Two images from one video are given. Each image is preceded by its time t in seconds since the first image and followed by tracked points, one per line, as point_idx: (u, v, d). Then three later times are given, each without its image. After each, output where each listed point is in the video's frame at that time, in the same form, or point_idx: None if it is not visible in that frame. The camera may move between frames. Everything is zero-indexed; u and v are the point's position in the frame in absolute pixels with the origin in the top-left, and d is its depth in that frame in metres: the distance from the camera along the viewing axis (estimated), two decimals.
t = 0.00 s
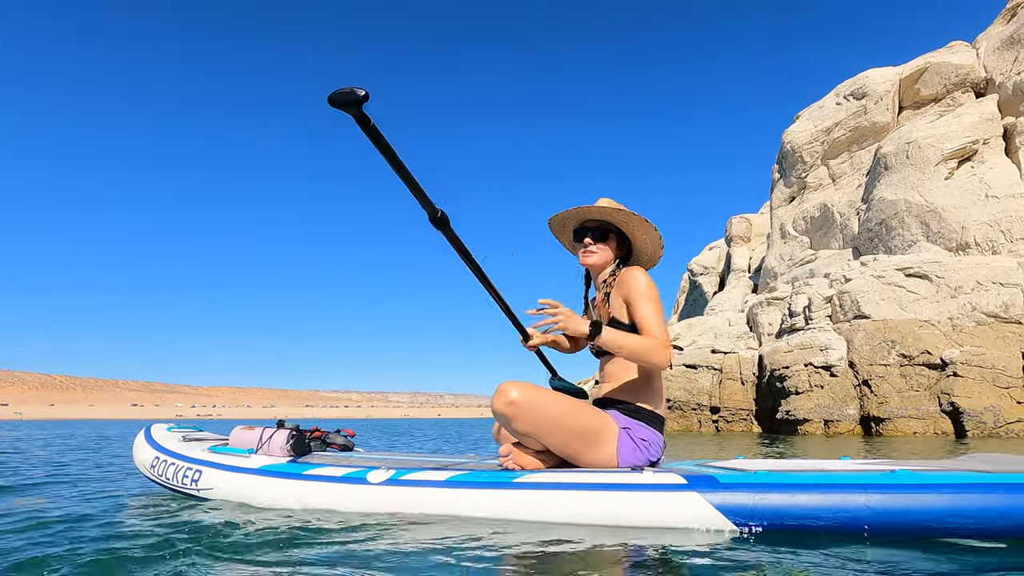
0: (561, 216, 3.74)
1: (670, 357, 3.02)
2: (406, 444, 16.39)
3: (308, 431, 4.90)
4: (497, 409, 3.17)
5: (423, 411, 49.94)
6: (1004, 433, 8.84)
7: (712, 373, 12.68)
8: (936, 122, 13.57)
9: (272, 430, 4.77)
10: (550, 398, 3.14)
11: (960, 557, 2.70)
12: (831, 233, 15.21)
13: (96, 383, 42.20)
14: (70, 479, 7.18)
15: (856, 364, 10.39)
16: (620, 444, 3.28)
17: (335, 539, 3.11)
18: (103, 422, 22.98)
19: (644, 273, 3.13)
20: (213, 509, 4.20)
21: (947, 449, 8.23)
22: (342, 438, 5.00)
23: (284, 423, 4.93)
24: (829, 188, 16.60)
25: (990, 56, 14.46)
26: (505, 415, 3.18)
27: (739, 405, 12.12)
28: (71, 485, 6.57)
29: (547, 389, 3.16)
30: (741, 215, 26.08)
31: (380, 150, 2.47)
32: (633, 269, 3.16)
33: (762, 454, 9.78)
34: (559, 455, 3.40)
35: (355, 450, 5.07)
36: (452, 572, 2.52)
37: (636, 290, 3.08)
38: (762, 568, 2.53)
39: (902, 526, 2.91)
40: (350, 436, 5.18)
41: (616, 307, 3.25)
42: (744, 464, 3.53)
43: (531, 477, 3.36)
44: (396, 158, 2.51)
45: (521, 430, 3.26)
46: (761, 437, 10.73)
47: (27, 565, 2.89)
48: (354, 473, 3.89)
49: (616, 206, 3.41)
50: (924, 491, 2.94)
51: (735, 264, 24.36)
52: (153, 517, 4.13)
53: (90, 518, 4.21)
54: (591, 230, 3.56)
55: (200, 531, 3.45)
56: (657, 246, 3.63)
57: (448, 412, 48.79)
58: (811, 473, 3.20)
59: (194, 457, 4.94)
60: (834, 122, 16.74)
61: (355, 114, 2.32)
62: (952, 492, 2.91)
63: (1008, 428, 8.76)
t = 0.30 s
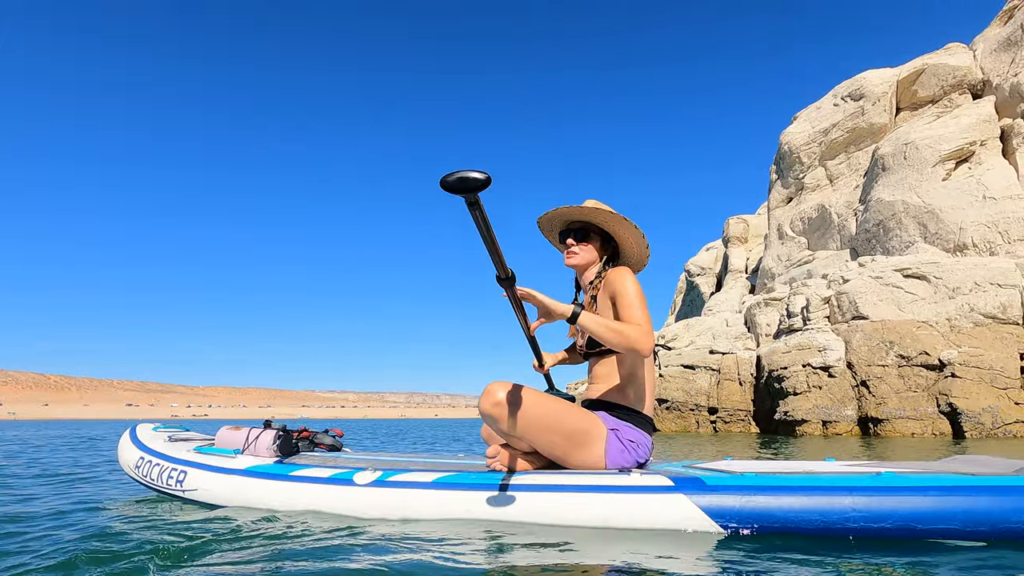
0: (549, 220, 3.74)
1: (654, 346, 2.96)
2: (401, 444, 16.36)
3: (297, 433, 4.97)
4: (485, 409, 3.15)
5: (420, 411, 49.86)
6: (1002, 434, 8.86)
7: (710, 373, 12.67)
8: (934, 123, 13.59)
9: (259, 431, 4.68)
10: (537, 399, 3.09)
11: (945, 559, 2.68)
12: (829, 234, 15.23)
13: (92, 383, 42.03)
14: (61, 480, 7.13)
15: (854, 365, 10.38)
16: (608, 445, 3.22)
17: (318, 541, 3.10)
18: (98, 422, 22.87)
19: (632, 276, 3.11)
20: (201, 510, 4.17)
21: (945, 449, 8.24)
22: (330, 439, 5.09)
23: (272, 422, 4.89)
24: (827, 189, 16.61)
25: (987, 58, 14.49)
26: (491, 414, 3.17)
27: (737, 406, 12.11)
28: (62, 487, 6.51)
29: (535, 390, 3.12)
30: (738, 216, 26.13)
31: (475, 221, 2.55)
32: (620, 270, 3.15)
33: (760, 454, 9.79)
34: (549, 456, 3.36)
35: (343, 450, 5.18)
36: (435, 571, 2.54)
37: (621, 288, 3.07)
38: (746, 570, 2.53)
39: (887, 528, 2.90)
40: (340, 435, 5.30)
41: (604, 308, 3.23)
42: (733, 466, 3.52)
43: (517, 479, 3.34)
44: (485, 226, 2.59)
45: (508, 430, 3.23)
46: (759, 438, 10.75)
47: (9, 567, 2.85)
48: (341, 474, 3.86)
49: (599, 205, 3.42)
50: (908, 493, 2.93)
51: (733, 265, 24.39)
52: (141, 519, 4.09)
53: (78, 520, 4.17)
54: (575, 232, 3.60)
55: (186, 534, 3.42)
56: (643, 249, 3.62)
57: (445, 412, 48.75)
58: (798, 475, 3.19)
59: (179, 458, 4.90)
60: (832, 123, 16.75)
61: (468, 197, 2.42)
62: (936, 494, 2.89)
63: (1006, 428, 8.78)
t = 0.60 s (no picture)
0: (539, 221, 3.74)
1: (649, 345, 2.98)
2: (399, 445, 16.31)
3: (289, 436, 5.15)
4: (475, 412, 3.12)
5: (419, 412, 49.80)
6: (1005, 435, 8.84)
7: (711, 374, 12.63)
8: (936, 123, 13.57)
9: (248, 433, 4.73)
10: (527, 401, 3.08)
11: (935, 562, 2.66)
12: (830, 235, 15.20)
13: (90, 384, 41.92)
14: (55, 485, 7.08)
15: (856, 366, 10.35)
16: (599, 448, 3.24)
17: (305, 546, 3.06)
18: (96, 423, 22.81)
19: (620, 281, 3.12)
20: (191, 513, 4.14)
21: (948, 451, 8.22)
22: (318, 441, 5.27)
23: (261, 424, 4.89)
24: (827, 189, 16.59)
25: (988, 59, 14.48)
26: (481, 418, 3.14)
27: (738, 407, 12.08)
28: (56, 492, 6.46)
29: (525, 392, 3.10)
30: (738, 217, 26.14)
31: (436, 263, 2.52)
32: (608, 275, 3.17)
33: (762, 455, 9.78)
34: (541, 460, 3.35)
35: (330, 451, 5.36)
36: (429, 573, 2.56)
37: (608, 291, 3.10)
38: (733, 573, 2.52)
39: (876, 531, 2.89)
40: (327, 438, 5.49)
41: (593, 314, 3.23)
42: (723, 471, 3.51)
43: (507, 482, 3.32)
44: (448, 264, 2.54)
45: (499, 434, 3.20)
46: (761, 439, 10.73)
47: None
48: (330, 477, 3.84)
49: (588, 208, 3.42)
50: (897, 496, 2.91)
51: (733, 266, 24.37)
52: (133, 522, 4.06)
53: (70, 524, 4.14)
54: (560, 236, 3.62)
55: (175, 538, 3.39)
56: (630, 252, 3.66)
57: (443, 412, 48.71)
58: (789, 478, 3.17)
59: (166, 461, 4.87)
60: (833, 124, 16.73)
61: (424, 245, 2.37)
62: (926, 497, 2.88)
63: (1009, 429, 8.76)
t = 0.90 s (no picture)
0: (526, 218, 3.74)
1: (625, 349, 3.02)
2: (398, 445, 16.29)
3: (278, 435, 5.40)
4: (465, 414, 3.12)
5: (417, 412, 49.74)
6: (1006, 435, 8.83)
7: (711, 374, 12.61)
8: (936, 123, 13.56)
9: (239, 433, 4.71)
10: (517, 403, 3.09)
11: (927, 562, 2.63)
12: (830, 235, 15.19)
13: (88, 383, 41.82)
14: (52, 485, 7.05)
15: (856, 366, 10.34)
16: (590, 449, 3.26)
17: (294, 549, 3.01)
18: (95, 422, 22.77)
19: (607, 282, 3.11)
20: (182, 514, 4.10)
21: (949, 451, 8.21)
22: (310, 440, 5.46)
23: (253, 423, 4.86)
24: (827, 189, 16.57)
25: (988, 60, 14.48)
26: (471, 419, 3.14)
27: (738, 407, 12.06)
28: (53, 492, 6.43)
29: (515, 394, 3.11)
30: (737, 217, 26.14)
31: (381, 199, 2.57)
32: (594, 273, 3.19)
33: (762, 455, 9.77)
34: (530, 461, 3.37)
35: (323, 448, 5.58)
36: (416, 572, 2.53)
37: (589, 287, 3.13)
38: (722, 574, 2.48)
39: (866, 531, 2.86)
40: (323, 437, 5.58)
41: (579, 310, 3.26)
42: (714, 471, 3.48)
43: (499, 482, 3.31)
44: (395, 203, 2.60)
45: (489, 435, 3.20)
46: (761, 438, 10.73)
47: None
48: (320, 477, 3.81)
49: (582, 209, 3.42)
50: (888, 496, 2.88)
51: (732, 266, 24.36)
52: (126, 523, 4.03)
53: (63, 525, 4.11)
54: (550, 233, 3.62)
55: (165, 539, 3.36)
56: (618, 255, 3.69)
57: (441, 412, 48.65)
58: (780, 479, 3.13)
59: (156, 461, 4.85)
60: (833, 124, 16.71)
61: (359, 168, 2.39)
62: (915, 497, 2.85)
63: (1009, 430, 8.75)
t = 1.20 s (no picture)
0: (515, 224, 3.82)
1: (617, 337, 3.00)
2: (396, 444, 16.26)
3: (272, 434, 5.84)
4: (458, 414, 3.11)
5: (416, 412, 49.69)
6: (1008, 435, 8.80)
7: (711, 374, 12.59)
8: (937, 123, 13.55)
9: (232, 433, 4.65)
10: (510, 404, 3.07)
11: (916, 564, 2.60)
12: (830, 235, 15.16)
13: (87, 382, 41.75)
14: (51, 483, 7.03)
15: (858, 366, 10.32)
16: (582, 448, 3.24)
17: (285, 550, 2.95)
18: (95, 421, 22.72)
19: (601, 281, 3.10)
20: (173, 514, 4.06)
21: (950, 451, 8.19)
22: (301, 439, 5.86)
23: (245, 423, 4.83)
24: (827, 189, 16.55)
25: (988, 60, 14.48)
26: (462, 419, 3.13)
27: (739, 407, 12.04)
28: (51, 491, 6.40)
29: (508, 394, 3.10)
30: (737, 217, 26.14)
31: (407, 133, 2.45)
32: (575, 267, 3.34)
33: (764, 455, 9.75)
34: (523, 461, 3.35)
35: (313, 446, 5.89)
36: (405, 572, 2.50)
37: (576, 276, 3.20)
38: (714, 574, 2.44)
39: (857, 530, 2.83)
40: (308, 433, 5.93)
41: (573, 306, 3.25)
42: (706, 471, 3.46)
43: (492, 482, 3.27)
44: (421, 142, 2.49)
45: (482, 436, 3.18)
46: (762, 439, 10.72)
47: None
48: (313, 477, 3.78)
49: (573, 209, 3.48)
50: (879, 495, 2.86)
51: (731, 266, 24.35)
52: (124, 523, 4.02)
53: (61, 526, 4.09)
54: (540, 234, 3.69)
55: (159, 538, 3.33)
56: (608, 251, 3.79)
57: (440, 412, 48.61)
58: (773, 479, 3.11)
59: (148, 461, 4.82)
60: (833, 124, 16.70)
61: (389, 92, 2.29)
62: (906, 498, 2.82)
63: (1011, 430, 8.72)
